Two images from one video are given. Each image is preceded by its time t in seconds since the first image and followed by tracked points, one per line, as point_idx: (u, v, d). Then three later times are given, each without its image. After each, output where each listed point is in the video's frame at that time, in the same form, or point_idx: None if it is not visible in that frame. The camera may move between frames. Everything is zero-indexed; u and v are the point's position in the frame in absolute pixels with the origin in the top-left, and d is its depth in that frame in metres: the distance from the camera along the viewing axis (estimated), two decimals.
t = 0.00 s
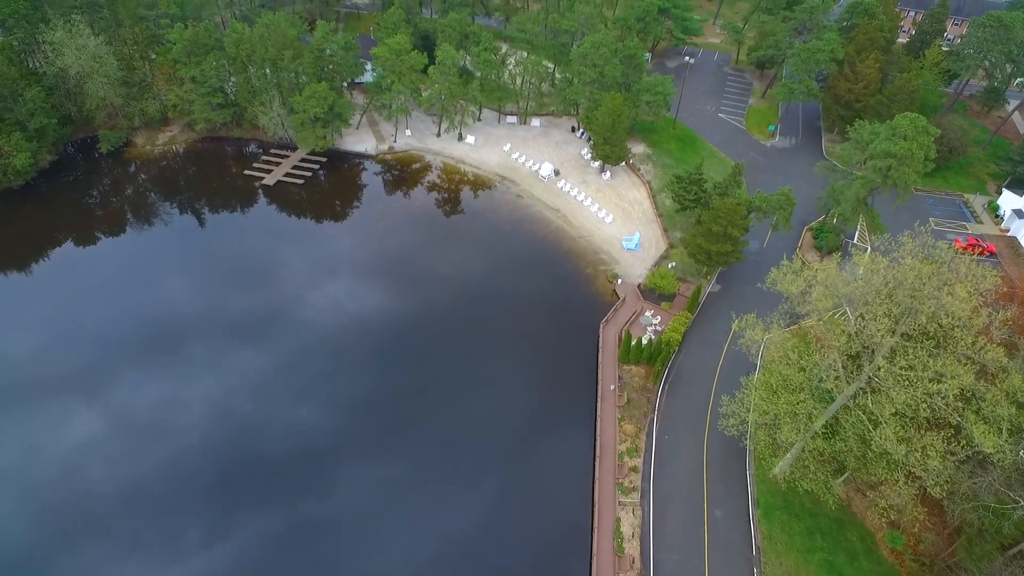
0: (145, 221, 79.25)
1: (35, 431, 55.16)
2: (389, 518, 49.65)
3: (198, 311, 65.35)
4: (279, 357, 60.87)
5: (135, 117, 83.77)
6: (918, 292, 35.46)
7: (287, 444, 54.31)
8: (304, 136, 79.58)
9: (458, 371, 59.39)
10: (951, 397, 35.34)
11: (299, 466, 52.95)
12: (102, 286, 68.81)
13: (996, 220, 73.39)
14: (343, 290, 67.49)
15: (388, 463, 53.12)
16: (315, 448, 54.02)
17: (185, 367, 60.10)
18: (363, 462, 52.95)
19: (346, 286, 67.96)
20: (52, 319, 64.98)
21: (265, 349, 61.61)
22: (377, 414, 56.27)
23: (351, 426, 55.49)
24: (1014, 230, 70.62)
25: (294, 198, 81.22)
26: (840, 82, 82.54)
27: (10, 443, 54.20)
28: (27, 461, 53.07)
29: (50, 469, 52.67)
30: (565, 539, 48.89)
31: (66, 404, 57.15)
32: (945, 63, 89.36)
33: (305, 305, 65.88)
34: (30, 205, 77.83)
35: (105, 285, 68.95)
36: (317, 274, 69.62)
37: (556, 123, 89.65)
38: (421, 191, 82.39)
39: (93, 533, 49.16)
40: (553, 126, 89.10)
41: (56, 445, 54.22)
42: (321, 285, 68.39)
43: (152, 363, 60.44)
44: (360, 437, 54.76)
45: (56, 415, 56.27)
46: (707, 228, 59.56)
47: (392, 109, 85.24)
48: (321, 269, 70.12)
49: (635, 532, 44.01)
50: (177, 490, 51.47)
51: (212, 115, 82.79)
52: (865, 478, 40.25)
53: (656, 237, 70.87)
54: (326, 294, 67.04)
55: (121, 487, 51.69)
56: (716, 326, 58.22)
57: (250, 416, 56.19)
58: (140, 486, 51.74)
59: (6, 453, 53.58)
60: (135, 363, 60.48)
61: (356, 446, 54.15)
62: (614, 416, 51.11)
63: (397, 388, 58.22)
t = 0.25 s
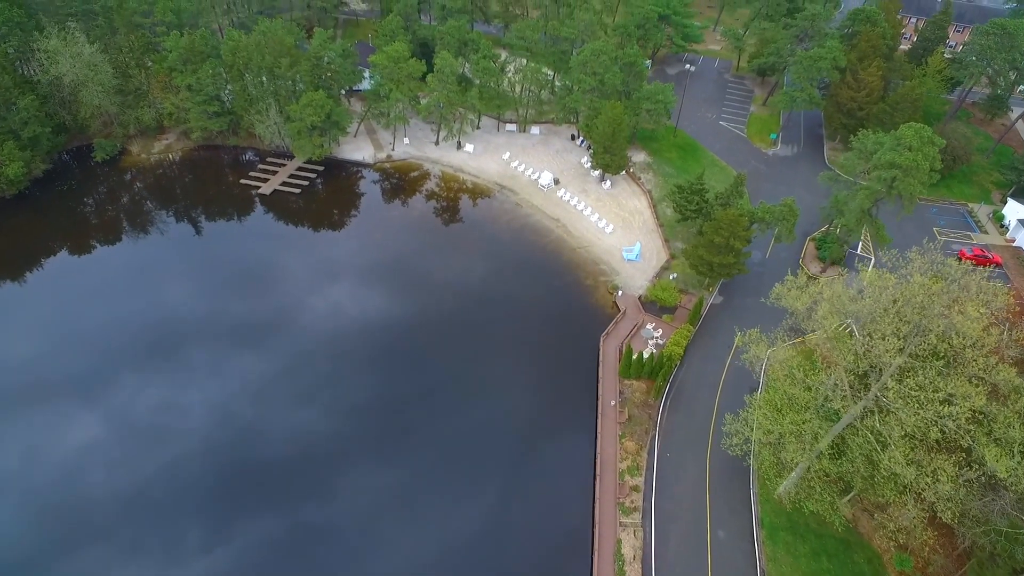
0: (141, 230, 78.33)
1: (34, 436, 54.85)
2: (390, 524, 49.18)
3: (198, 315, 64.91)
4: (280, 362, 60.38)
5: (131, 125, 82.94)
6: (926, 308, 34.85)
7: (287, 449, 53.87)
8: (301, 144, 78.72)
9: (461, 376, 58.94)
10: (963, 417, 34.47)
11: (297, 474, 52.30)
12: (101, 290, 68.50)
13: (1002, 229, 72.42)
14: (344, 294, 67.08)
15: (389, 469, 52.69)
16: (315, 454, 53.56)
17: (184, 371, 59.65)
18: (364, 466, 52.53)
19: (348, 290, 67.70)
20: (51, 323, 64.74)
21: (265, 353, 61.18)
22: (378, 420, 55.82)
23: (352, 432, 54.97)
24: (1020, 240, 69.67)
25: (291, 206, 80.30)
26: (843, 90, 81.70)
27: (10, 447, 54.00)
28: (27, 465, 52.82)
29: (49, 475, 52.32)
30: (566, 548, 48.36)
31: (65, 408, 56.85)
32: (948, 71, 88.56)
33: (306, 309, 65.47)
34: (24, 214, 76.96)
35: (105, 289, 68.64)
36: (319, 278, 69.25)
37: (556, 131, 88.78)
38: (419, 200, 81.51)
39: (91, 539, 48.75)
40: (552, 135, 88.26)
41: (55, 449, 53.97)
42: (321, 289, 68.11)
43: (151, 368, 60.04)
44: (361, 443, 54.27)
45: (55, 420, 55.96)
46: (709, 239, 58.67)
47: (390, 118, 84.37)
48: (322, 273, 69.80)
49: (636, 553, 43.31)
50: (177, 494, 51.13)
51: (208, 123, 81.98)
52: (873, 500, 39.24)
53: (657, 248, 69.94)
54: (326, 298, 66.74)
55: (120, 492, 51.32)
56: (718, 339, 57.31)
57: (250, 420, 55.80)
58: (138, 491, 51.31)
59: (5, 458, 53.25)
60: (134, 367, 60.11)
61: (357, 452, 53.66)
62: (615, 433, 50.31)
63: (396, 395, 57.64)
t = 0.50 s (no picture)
0: (135, 240, 77.45)
1: (34, 441, 54.86)
2: (391, 529, 49.17)
3: (198, 321, 64.86)
4: (281, 367, 60.38)
5: (125, 135, 82.14)
6: (935, 329, 34.52)
7: (287, 454, 53.90)
8: (298, 155, 77.79)
9: (461, 381, 58.83)
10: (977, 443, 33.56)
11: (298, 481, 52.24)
12: (102, 295, 68.49)
13: (1008, 241, 71.31)
14: (345, 299, 67.07)
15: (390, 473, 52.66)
16: (315, 459, 53.56)
17: (184, 377, 59.59)
18: (365, 471, 52.52)
19: (350, 295, 67.56)
20: (52, 327, 64.78)
21: (266, 359, 61.07)
22: (379, 425, 55.71)
23: (351, 438, 54.91)
24: None
25: (287, 217, 79.31)
26: (845, 99, 80.73)
27: (11, 451, 54.02)
28: (26, 471, 52.78)
29: (49, 480, 52.29)
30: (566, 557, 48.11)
31: (66, 413, 56.85)
32: (952, 79, 87.68)
33: (306, 313, 65.56)
34: (17, 224, 76.16)
35: (106, 294, 68.62)
36: (319, 282, 69.32)
37: (555, 140, 87.83)
38: (417, 210, 80.54)
39: (92, 543, 48.82)
40: (552, 144, 87.29)
41: (55, 455, 53.92)
42: (322, 294, 68.16)
43: (152, 373, 59.97)
44: (360, 448, 54.21)
45: (55, 425, 55.93)
46: (711, 253, 57.61)
47: (387, 127, 83.35)
48: (322, 278, 69.90)
49: None
50: (178, 498, 51.18)
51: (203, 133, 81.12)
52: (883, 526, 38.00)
53: (658, 260, 68.90)
54: (327, 302, 66.75)
55: (119, 497, 51.30)
56: (721, 355, 56.13)
57: (250, 425, 55.80)
58: (139, 495, 51.36)
59: (5, 462, 53.23)
60: (134, 372, 60.07)
61: (358, 457, 53.62)
62: (615, 452, 49.31)
63: (395, 404, 57.26)
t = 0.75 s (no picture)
0: (130, 249, 76.44)
1: (33, 445, 54.68)
2: (390, 533, 48.93)
3: (198, 324, 64.69)
4: (282, 371, 60.19)
5: (120, 144, 81.21)
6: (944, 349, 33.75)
7: (288, 457, 53.70)
8: (294, 164, 76.83)
9: (463, 385, 58.59)
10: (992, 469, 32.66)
11: (297, 486, 51.89)
12: (102, 299, 68.28)
13: (1013, 251, 70.32)
14: (346, 303, 66.99)
15: (390, 479, 52.24)
16: (316, 463, 53.29)
17: (185, 380, 59.40)
18: (365, 476, 52.24)
19: (350, 299, 67.43)
20: (52, 331, 64.61)
21: (266, 362, 60.94)
22: (378, 428, 55.50)
23: (352, 442, 54.58)
24: None
25: (284, 226, 78.30)
26: (848, 107, 79.81)
27: (11, 455, 53.88)
28: (26, 474, 52.69)
29: (48, 484, 52.10)
30: (568, 564, 47.84)
31: (65, 417, 56.72)
32: (955, 87, 86.83)
33: (307, 317, 65.44)
34: (11, 234, 75.19)
35: (106, 297, 68.43)
36: (320, 286, 69.32)
37: (555, 149, 86.98)
38: (415, 219, 79.59)
39: (91, 549, 48.57)
40: (552, 153, 86.40)
41: (55, 458, 53.77)
42: (322, 297, 68.11)
43: (152, 377, 59.76)
44: (361, 452, 53.93)
45: (54, 429, 55.76)
46: (713, 266, 56.64)
47: (385, 136, 82.45)
48: (322, 282, 69.90)
49: None
50: (177, 501, 50.99)
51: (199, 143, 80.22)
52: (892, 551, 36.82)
53: (659, 272, 67.86)
54: (327, 306, 66.72)
55: (119, 501, 51.10)
56: (724, 370, 55.26)
57: (250, 428, 55.61)
58: (137, 500, 51.12)
59: (4, 467, 53.06)
60: (134, 376, 59.83)
61: (358, 460, 53.39)
62: (616, 472, 48.80)
63: (396, 409, 56.88)
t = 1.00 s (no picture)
0: (125, 260, 75.38)
1: (34, 450, 54.88)
2: (390, 535, 49.10)
3: (199, 329, 64.98)
4: (282, 375, 60.37)
5: (114, 155, 80.15)
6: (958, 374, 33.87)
7: (288, 461, 53.83)
8: (290, 175, 75.66)
9: (462, 390, 58.62)
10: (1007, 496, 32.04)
11: (297, 489, 52.05)
12: (102, 304, 68.43)
13: (1020, 264, 69.27)
14: (347, 308, 67.19)
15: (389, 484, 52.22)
16: (316, 467, 53.38)
17: (185, 385, 59.63)
18: (364, 480, 52.38)
19: (351, 304, 67.64)
20: (53, 336, 64.81)
21: (267, 367, 61.18)
22: (377, 433, 55.63)
23: (352, 447, 54.68)
24: None
25: (280, 238, 77.21)
26: (851, 117, 78.74)
27: (12, 460, 54.08)
28: (27, 479, 52.88)
29: (49, 488, 52.31)
30: (568, 568, 47.71)
31: (66, 422, 56.93)
32: (959, 97, 85.79)
33: (307, 322, 65.77)
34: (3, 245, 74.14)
35: (106, 302, 68.66)
36: (320, 291, 69.62)
37: (554, 159, 85.98)
38: (413, 230, 78.48)
39: (91, 553, 48.69)
40: (551, 163, 85.38)
41: (55, 463, 53.92)
42: (323, 302, 68.47)
43: (153, 382, 59.99)
44: (360, 458, 53.99)
45: (55, 434, 55.98)
46: (716, 281, 55.57)
47: (382, 146, 81.38)
48: (324, 287, 70.17)
49: None
50: (178, 505, 51.21)
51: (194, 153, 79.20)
52: None
53: (660, 285, 66.68)
54: (328, 310, 66.97)
55: (120, 506, 51.29)
56: (727, 388, 54.48)
57: (251, 432, 55.86)
58: (138, 504, 51.37)
59: (5, 472, 53.27)
60: (135, 381, 60.05)
61: (358, 465, 53.55)
62: (617, 495, 48.26)
63: (397, 412, 57.12)
